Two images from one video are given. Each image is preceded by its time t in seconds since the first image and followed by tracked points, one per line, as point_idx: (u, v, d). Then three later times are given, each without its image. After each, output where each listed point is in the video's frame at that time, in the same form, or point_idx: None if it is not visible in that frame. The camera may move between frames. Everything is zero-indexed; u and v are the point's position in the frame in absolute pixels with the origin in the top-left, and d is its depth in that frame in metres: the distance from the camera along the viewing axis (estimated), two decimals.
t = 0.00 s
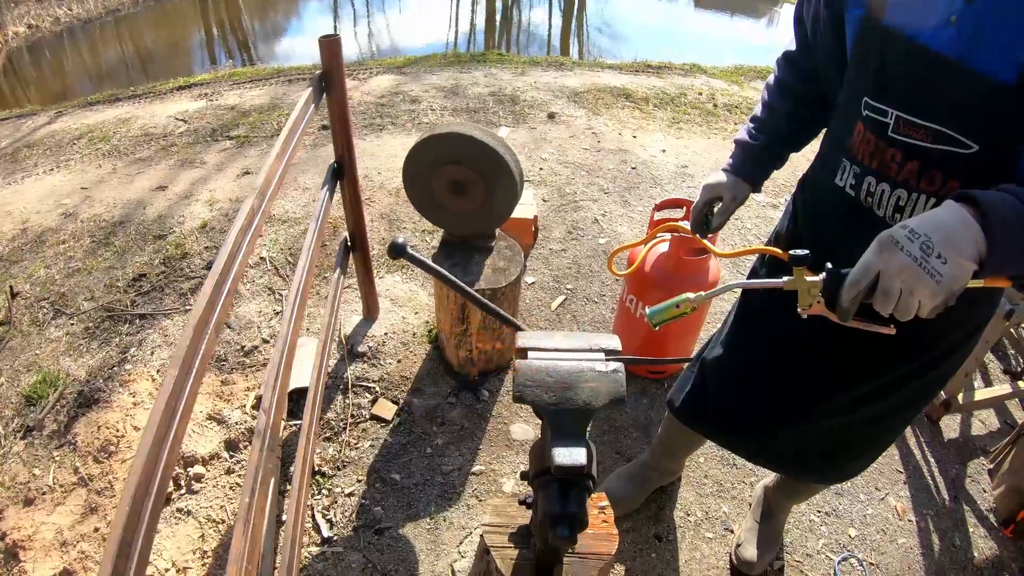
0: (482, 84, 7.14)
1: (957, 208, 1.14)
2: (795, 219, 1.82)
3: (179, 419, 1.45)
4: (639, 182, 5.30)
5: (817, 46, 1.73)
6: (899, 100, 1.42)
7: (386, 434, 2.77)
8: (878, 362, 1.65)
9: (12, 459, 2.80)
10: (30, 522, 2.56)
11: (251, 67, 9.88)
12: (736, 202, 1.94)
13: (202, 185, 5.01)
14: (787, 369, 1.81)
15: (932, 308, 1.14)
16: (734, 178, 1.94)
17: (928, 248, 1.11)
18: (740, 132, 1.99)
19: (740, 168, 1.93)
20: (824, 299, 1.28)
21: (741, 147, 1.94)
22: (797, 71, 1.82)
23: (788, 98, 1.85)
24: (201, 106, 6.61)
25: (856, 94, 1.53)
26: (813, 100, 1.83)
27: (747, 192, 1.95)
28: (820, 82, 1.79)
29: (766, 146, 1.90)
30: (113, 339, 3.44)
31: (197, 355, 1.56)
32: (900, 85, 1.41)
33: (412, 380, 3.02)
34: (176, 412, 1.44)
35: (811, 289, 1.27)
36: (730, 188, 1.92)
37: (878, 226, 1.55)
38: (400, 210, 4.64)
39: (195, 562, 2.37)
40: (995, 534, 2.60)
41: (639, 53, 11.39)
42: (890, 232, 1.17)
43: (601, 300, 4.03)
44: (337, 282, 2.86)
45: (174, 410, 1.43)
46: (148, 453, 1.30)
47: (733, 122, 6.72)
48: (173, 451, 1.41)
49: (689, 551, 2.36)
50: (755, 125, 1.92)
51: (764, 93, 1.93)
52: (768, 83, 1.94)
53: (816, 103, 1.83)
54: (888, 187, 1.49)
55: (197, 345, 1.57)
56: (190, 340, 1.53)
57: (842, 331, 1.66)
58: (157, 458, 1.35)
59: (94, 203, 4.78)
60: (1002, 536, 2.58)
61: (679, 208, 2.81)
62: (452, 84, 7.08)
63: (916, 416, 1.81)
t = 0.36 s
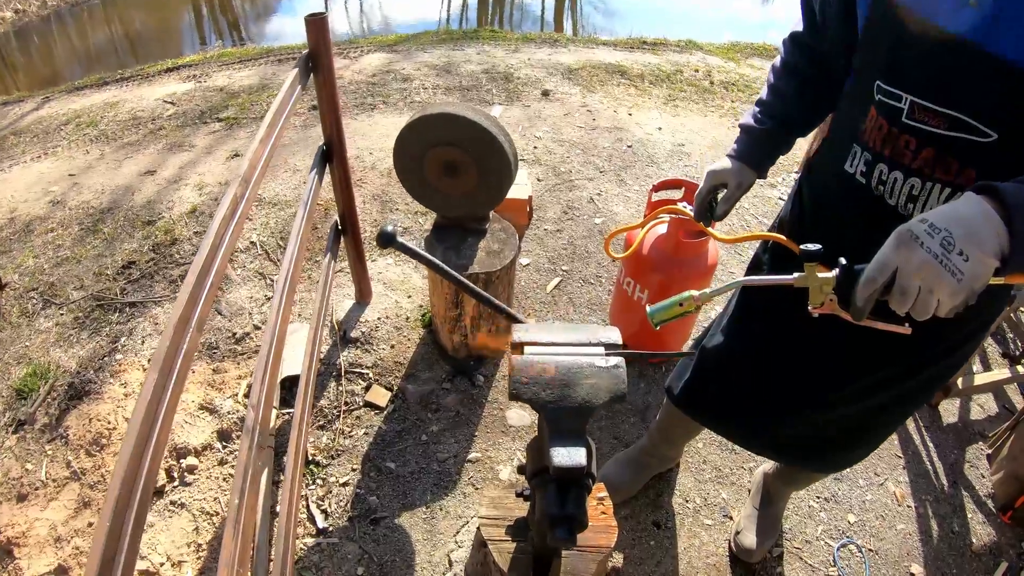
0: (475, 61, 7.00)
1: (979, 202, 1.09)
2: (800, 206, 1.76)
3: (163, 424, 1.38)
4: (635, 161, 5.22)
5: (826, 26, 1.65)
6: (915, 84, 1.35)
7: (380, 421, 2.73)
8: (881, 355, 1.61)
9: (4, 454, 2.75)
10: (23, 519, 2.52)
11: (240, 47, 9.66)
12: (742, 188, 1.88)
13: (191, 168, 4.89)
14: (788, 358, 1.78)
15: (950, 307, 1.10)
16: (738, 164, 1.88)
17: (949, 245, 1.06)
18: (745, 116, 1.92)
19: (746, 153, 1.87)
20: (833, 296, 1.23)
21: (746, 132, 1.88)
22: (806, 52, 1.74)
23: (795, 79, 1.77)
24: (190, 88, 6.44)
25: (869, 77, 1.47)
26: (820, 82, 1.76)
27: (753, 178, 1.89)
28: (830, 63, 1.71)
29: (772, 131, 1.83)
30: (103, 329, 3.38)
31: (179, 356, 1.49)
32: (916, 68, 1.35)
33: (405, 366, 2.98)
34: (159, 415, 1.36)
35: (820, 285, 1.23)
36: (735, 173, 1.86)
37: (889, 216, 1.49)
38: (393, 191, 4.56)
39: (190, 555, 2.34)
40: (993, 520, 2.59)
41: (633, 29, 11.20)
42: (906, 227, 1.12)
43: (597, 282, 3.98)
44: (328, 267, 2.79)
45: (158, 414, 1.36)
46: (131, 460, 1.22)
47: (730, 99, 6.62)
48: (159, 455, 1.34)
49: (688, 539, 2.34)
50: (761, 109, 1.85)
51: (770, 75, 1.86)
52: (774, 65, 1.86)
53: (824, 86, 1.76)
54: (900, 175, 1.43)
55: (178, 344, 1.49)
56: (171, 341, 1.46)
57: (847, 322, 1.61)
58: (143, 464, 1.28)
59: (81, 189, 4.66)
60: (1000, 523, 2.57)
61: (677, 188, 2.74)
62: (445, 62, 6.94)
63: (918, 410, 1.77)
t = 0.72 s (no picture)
0: (473, 32, 6.80)
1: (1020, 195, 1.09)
2: (814, 187, 1.70)
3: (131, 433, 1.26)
4: (637, 135, 5.09)
5: None
6: (951, 60, 1.33)
7: (374, 404, 2.67)
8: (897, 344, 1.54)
9: None
10: (15, 509, 2.48)
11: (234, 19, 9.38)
12: (754, 166, 1.78)
13: (183, 145, 4.75)
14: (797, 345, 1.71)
15: (991, 304, 1.11)
16: (749, 140, 1.78)
17: (992, 243, 1.07)
18: (756, 88, 1.81)
19: (757, 128, 1.77)
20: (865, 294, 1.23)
21: (759, 107, 1.77)
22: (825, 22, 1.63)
23: (810, 52, 1.67)
24: (181, 63, 6.21)
25: (898, 53, 1.44)
26: (838, 55, 1.66)
27: (765, 156, 1.79)
28: (851, 36, 1.62)
29: (787, 108, 1.74)
30: (94, 313, 3.29)
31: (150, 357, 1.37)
32: (954, 45, 1.32)
33: (400, 347, 2.91)
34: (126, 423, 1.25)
35: (851, 283, 1.20)
36: (747, 150, 1.76)
37: (913, 199, 1.46)
38: (389, 166, 4.44)
39: (183, 544, 2.30)
40: (997, 508, 2.54)
41: None
42: (947, 222, 1.12)
43: (598, 260, 3.89)
44: (319, 246, 2.70)
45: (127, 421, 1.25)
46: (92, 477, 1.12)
47: (734, 71, 6.45)
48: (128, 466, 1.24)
49: (690, 526, 2.30)
50: (775, 82, 1.74)
51: (784, 46, 1.75)
52: (788, 37, 1.75)
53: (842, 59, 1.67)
54: (927, 158, 1.40)
55: (148, 337, 1.38)
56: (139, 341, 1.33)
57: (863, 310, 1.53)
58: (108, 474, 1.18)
59: (71, 169, 4.52)
60: (1004, 511, 2.52)
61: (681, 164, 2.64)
62: (442, 33, 6.74)
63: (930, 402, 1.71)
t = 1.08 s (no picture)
0: (500, 13, 6.65)
1: None
2: (841, 193, 1.60)
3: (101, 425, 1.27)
4: (664, 123, 4.93)
5: None
6: (995, 60, 1.21)
7: (380, 395, 2.63)
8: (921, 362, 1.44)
9: (10, 421, 2.74)
10: (25, 488, 2.52)
11: None
12: (776, 167, 1.70)
13: (203, 126, 4.75)
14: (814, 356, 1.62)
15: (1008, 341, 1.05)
16: (772, 139, 1.69)
17: (1015, 275, 1.00)
18: (783, 83, 1.70)
19: (781, 127, 1.68)
20: (865, 321, 1.16)
21: (785, 104, 1.67)
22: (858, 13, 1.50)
23: (843, 45, 1.55)
24: (206, 42, 6.18)
25: (937, 50, 1.31)
26: (872, 49, 1.53)
27: (789, 157, 1.70)
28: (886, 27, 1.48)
29: (814, 105, 1.63)
30: (109, 295, 3.32)
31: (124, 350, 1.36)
32: (998, 44, 1.20)
33: (409, 337, 2.86)
34: (97, 418, 1.25)
35: (847, 309, 1.14)
36: (769, 151, 1.68)
37: (948, 213, 1.36)
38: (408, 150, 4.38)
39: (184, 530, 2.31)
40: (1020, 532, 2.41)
41: None
42: (968, 248, 1.04)
43: (617, 252, 3.79)
44: (327, 234, 2.66)
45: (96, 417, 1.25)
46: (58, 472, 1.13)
47: (768, 59, 6.21)
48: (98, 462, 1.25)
49: (695, 536, 2.22)
50: (802, 77, 1.64)
51: (814, 37, 1.63)
52: (819, 27, 1.64)
53: (875, 53, 1.54)
54: (966, 169, 1.29)
55: (120, 341, 1.35)
56: (113, 334, 1.32)
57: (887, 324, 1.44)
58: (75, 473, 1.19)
59: (93, 149, 4.55)
60: None
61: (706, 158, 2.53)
62: (469, 14, 6.61)
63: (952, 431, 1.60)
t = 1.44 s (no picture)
0: None
1: None
2: (863, 194, 1.49)
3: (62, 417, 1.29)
4: (691, 110, 4.78)
5: None
6: None
7: (383, 382, 2.61)
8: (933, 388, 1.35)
9: (24, 395, 2.80)
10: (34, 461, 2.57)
11: None
12: (788, 165, 1.61)
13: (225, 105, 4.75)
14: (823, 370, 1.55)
15: None
16: (787, 133, 1.60)
17: None
18: (802, 71, 1.60)
19: (797, 120, 1.58)
20: (858, 359, 1.09)
21: (804, 95, 1.57)
22: None
23: (869, 32, 1.44)
24: (233, 20, 6.17)
25: (971, 38, 1.20)
26: (900, 37, 1.41)
27: (805, 152, 1.60)
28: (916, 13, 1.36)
29: (834, 96, 1.53)
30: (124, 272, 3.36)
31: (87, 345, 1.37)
32: None
33: (416, 325, 2.83)
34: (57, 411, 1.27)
35: (837, 347, 1.08)
36: (782, 146, 1.59)
37: (975, 221, 1.24)
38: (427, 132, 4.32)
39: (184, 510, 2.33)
40: None
41: None
42: (982, 288, 0.95)
43: (635, 244, 3.69)
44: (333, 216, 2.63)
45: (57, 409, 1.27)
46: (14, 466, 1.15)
47: (804, 46, 5.97)
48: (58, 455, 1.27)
49: (695, 543, 2.16)
50: (823, 66, 1.53)
51: (837, 22, 1.52)
52: (842, 11, 1.52)
53: (903, 41, 1.42)
54: (998, 175, 1.17)
55: (86, 335, 1.36)
56: (78, 327, 1.34)
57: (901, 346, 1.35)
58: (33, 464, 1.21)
59: (117, 126, 4.59)
60: None
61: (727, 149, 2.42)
62: None
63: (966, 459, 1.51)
